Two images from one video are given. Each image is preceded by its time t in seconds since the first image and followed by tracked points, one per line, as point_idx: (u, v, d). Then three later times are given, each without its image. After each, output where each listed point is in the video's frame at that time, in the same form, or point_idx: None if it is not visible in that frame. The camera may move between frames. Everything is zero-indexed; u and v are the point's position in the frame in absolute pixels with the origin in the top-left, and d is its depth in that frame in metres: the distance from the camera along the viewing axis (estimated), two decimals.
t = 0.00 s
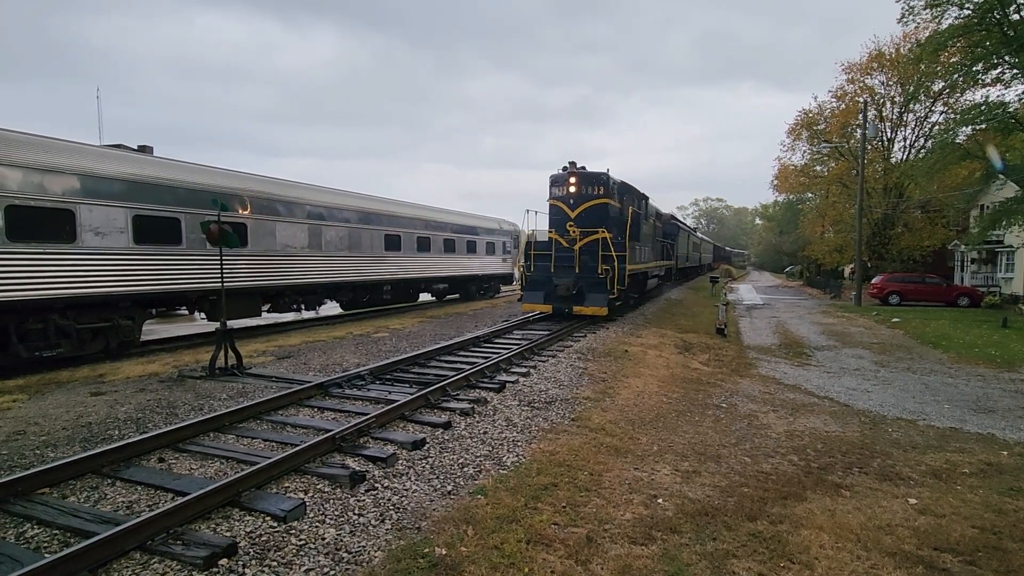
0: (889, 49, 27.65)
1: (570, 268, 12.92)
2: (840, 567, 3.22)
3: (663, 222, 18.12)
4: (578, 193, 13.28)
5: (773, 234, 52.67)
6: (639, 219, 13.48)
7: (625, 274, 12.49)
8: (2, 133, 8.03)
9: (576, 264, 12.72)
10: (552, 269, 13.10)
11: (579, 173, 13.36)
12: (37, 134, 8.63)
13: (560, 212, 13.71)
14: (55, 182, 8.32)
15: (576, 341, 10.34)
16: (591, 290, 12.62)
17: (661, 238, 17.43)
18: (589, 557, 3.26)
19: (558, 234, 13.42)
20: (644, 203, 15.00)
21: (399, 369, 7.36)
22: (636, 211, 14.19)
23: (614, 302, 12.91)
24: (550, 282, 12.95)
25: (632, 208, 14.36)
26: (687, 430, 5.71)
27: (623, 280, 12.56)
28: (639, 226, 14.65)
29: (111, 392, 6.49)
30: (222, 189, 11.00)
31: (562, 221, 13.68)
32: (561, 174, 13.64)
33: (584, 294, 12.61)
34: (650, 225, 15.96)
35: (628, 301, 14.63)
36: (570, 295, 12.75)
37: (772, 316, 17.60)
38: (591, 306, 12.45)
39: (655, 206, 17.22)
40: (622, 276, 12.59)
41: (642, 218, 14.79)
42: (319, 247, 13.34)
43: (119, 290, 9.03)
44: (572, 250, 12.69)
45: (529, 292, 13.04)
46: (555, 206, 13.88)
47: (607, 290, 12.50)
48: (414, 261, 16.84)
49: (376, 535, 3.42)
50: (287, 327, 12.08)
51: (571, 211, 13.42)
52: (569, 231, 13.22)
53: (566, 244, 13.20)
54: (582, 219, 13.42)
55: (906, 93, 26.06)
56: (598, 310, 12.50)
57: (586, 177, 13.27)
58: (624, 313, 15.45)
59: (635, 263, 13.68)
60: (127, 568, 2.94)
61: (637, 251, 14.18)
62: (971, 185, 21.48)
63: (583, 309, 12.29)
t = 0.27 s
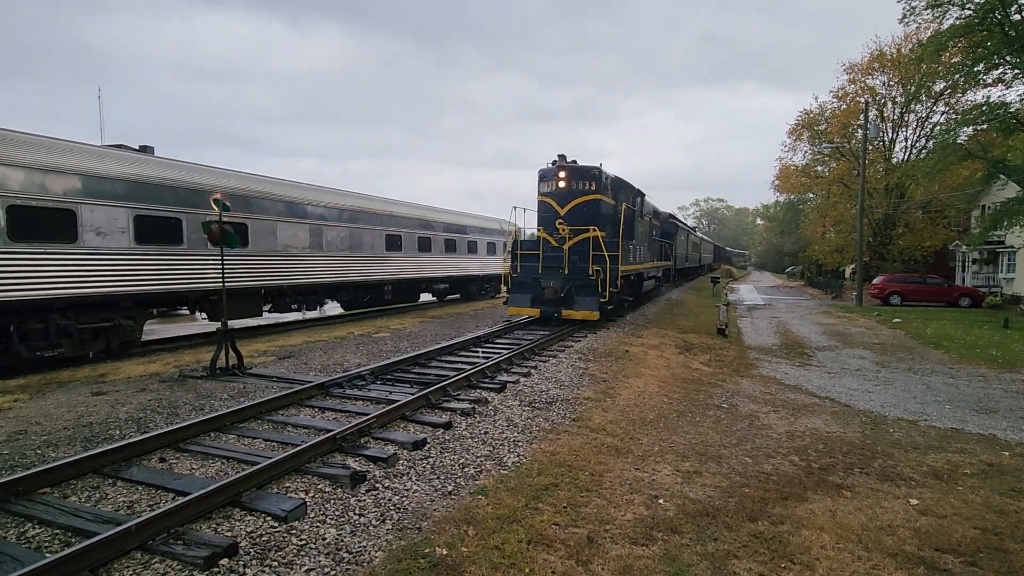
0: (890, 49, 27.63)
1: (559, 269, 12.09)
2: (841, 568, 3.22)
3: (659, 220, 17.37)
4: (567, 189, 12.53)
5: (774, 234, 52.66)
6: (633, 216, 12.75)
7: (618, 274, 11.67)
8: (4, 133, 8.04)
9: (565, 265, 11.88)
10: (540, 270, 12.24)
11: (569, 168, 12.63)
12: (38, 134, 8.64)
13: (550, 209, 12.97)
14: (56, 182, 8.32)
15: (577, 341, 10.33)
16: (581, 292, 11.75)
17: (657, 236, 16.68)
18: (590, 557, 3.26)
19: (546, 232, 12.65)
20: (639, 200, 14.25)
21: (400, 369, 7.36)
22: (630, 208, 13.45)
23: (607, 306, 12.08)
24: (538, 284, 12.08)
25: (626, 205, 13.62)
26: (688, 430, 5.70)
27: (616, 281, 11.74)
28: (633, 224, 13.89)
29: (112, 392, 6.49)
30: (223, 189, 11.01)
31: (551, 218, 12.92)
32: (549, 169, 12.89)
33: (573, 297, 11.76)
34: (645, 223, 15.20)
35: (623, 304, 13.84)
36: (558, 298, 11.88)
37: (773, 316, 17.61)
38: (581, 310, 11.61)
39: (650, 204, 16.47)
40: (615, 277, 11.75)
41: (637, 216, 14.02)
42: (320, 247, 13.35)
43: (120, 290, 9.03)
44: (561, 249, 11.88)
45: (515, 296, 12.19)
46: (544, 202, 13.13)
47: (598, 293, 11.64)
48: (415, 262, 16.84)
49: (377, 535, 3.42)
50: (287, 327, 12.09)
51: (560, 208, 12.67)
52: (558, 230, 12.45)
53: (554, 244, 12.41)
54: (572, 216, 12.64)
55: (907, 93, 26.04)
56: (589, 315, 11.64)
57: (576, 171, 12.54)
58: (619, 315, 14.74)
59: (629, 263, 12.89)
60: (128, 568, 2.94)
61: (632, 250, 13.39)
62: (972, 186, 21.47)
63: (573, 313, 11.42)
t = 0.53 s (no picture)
0: (891, 49, 27.61)
1: (547, 269, 11.10)
2: (841, 568, 3.22)
3: (653, 219, 16.59)
4: (556, 183, 11.72)
5: (774, 234, 52.66)
6: (625, 213, 11.96)
7: (610, 275, 10.80)
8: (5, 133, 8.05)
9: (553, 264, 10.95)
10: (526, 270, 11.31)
11: (557, 160, 11.83)
12: (40, 135, 8.66)
13: (537, 205, 12.14)
14: (58, 182, 8.33)
15: (578, 342, 10.33)
16: (570, 295, 10.75)
17: (651, 236, 15.87)
18: (590, 557, 3.26)
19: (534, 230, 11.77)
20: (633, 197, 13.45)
21: (400, 369, 7.37)
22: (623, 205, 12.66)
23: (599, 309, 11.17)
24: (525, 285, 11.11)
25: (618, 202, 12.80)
26: (689, 431, 5.70)
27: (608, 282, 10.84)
28: (627, 222, 13.07)
29: (113, 392, 6.49)
30: (224, 189, 11.02)
31: (539, 215, 12.05)
32: (538, 162, 12.08)
33: (561, 300, 10.76)
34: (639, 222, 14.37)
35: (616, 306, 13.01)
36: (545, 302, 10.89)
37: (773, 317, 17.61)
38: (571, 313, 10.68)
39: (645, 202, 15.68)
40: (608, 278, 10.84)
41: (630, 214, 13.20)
42: (321, 247, 13.36)
43: (121, 290, 9.04)
44: (549, 247, 10.98)
45: (498, 298, 11.16)
46: (532, 197, 12.29)
47: (589, 295, 10.67)
48: (416, 262, 16.84)
49: (378, 535, 3.42)
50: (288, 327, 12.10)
51: (548, 204, 11.83)
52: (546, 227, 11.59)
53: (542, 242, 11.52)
54: (560, 212, 11.78)
55: (908, 93, 26.03)
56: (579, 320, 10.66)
57: (565, 164, 11.74)
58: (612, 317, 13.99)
59: (622, 264, 12.04)
60: (130, 568, 2.94)
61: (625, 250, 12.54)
62: (973, 186, 21.45)
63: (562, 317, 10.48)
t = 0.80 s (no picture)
0: (892, 49, 27.60)
1: (531, 271, 10.16)
2: (842, 569, 3.22)
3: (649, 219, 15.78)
4: (543, 178, 10.84)
5: (775, 235, 52.65)
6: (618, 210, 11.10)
7: (600, 279, 9.92)
8: (6, 133, 8.05)
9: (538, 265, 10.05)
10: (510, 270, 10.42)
11: (545, 153, 10.94)
12: (41, 134, 8.66)
13: (523, 201, 11.26)
14: (58, 182, 8.33)
15: (578, 342, 10.33)
16: (557, 299, 9.80)
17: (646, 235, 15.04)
18: (590, 558, 3.26)
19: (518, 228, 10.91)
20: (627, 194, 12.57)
21: (400, 370, 7.36)
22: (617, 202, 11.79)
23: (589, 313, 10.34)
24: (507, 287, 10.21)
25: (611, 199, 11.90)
26: (689, 431, 5.70)
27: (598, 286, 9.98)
28: (620, 220, 12.18)
29: (114, 392, 6.49)
30: (224, 189, 11.02)
31: (524, 212, 11.18)
32: (523, 154, 11.18)
33: (547, 305, 9.80)
34: (634, 220, 13.47)
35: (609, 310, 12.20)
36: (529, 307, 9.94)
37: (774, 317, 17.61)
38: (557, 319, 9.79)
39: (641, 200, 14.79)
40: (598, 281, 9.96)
41: (624, 212, 12.33)
42: (322, 247, 13.36)
43: (122, 290, 9.04)
44: (533, 247, 10.10)
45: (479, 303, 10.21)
46: (517, 193, 11.40)
47: (577, 300, 9.71)
48: (416, 262, 16.85)
49: (378, 536, 3.42)
50: (288, 327, 12.10)
51: (535, 200, 10.96)
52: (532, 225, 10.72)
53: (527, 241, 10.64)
54: (548, 209, 10.91)
55: (909, 93, 26.03)
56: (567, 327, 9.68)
57: (553, 157, 10.86)
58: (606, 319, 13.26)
59: (613, 267, 11.16)
60: (130, 568, 2.94)
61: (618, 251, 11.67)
62: (974, 186, 21.43)
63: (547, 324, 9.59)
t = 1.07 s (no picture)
0: (892, 49, 27.59)
1: (513, 271, 9.37)
2: (842, 569, 3.21)
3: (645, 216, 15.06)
4: (527, 170, 10.13)
5: (775, 235, 52.64)
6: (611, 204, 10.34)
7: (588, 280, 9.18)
8: (6, 132, 8.05)
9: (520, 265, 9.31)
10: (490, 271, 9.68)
11: (528, 143, 10.20)
12: (41, 134, 8.66)
13: (506, 195, 10.53)
14: (59, 182, 8.33)
15: (578, 342, 10.32)
16: (540, 302, 8.98)
17: (642, 232, 14.34)
18: (590, 557, 3.26)
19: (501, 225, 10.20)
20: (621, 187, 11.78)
21: (400, 369, 7.36)
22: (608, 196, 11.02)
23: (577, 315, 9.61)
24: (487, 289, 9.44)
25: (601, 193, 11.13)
26: (689, 431, 5.70)
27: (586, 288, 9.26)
28: (613, 216, 11.40)
29: (114, 391, 6.49)
30: (224, 189, 11.01)
31: (507, 207, 10.47)
32: (506, 144, 10.45)
33: (529, 309, 8.99)
34: (628, 217, 12.67)
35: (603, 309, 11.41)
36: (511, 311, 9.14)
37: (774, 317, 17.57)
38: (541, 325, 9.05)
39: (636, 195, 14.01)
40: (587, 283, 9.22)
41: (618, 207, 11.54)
42: (322, 247, 13.36)
43: (122, 290, 9.04)
44: (516, 245, 9.37)
45: (456, 307, 9.40)
46: (500, 187, 10.67)
47: (562, 304, 8.90)
48: (416, 261, 16.85)
49: (378, 535, 3.42)
50: (288, 327, 12.10)
51: (518, 194, 10.25)
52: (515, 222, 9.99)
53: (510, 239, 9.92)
54: (532, 203, 10.16)
55: (909, 94, 26.03)
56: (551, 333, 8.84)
57: (537, 147, 10.14)
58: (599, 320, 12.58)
59: (604, 267, 10.35)
60: (130, 568, 2.94)
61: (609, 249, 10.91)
62: (974, 187, 21.43)
63: (530, 329, 8.83)
